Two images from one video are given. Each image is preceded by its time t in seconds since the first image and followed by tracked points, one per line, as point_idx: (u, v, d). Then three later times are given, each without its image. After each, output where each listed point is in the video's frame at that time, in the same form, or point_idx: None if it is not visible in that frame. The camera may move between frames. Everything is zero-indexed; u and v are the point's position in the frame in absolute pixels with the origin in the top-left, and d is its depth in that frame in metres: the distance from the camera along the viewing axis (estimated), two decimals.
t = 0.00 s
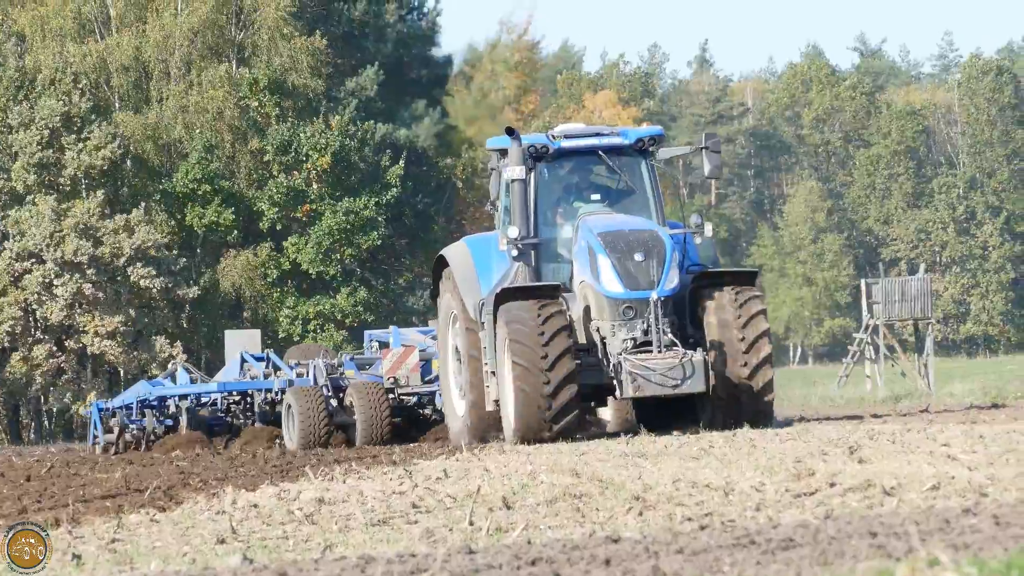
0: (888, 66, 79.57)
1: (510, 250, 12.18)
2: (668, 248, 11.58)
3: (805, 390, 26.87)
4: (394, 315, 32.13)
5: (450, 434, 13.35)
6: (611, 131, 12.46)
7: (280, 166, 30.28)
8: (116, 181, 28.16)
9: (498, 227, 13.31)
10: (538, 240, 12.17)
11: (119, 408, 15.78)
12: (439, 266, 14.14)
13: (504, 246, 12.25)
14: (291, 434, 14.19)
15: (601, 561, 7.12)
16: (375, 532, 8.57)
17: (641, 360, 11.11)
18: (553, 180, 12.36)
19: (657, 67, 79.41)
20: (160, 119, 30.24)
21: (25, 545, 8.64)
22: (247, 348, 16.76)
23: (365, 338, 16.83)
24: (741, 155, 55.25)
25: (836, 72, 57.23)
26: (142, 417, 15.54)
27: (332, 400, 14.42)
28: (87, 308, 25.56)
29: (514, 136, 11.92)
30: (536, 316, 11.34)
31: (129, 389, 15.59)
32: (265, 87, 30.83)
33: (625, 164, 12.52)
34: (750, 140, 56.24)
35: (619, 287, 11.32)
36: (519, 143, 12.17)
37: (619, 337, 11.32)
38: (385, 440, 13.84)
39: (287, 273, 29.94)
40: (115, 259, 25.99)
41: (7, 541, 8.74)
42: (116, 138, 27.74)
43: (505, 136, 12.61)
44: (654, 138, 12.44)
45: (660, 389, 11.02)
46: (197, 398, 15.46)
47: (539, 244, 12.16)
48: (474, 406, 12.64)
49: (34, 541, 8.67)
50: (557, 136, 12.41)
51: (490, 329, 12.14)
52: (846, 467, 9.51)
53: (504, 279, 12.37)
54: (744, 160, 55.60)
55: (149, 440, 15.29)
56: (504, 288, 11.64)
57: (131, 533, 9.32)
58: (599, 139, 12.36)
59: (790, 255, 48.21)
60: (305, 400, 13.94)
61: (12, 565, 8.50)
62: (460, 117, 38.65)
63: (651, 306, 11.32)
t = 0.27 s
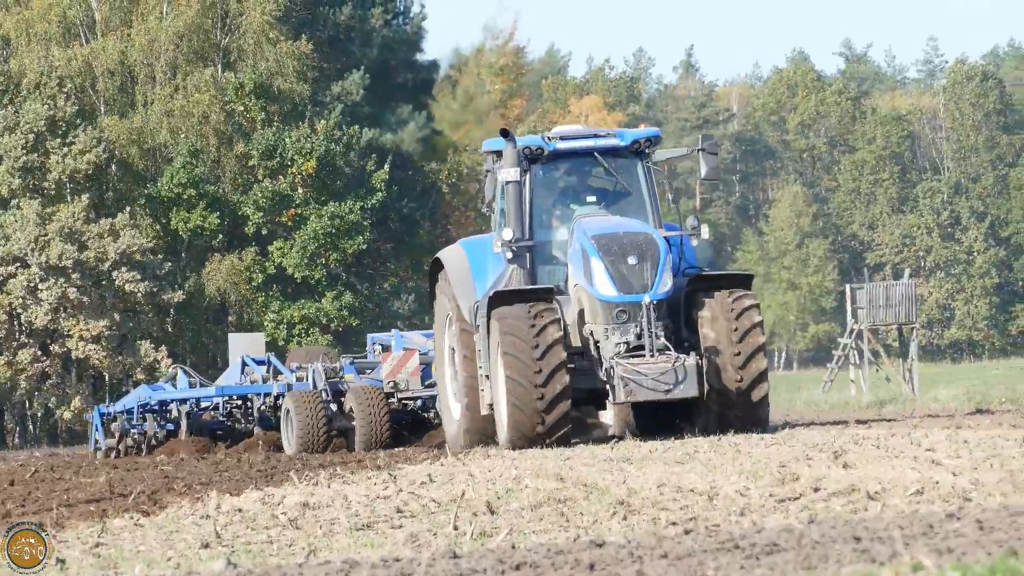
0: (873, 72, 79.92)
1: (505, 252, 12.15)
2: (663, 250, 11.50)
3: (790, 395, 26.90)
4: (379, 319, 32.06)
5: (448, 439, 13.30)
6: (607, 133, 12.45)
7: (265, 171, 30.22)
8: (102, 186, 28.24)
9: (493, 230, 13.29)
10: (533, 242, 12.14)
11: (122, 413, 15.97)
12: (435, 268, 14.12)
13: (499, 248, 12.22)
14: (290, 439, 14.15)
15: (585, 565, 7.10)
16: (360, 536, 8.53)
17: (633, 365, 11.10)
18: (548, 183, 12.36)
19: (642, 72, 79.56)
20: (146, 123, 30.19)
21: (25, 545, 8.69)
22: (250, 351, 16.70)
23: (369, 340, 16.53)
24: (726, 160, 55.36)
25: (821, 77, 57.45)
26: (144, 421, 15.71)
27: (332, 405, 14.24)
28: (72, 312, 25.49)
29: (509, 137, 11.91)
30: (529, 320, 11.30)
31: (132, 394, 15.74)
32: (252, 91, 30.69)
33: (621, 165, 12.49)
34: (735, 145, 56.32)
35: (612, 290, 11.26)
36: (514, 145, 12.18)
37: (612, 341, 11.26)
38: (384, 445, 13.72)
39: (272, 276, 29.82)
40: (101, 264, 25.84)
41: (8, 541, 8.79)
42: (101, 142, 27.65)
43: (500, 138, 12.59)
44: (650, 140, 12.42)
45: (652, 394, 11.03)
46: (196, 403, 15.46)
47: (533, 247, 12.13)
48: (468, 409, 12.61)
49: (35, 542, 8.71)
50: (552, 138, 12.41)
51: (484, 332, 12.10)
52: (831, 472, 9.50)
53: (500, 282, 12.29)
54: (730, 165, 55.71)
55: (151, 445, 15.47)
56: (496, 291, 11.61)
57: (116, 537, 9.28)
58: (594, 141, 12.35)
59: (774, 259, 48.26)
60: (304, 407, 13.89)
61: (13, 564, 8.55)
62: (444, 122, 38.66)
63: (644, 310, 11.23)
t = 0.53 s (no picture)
0: (850, 77, 80.23)
1: (492, 254, 12.06)
2: (651, 253, 11.38)
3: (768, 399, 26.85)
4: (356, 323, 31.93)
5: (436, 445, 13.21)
6: (596, 134, 12.33)
7: (242, 174, 29.95)
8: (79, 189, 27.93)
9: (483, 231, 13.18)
10: (520, 245, 12.04)
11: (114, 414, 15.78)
12: (425, 270, 14.02)
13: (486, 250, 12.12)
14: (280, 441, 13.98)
15: (563, 569, 7.00)
16: (338, 540, 8.41)
17: (618, 368, 10.99)
18: (535, 184, 12.26)
19: (620, 76, 79.69)
20: (122, 126, 29.88)
21: (25, 545, 8.62)
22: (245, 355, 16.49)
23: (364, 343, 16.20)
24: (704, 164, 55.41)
25: (798, 81, 57.59)
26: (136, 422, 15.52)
27: (322, 407, 14.08)
28: (49, 315, 25.20)
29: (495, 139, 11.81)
30: (513, 323, 11.20)
31: (125, 395, 15.52)
32: (229, 95, 30.45)
33: (610, 167, 12.36)
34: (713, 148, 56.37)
35: (598, 293, 11.16)
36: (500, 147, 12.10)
37: (599, 345, 11.17)
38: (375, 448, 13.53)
39: (249, 280, 29.60)
40: (79, 267, 25.62)
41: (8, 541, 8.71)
42: (78, 145, 27.49)
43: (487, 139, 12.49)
44: (639, 141, 12.30)
45: (637, 398, 10.89)
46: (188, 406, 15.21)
47: (521, 249, 12.03)
48: (456, 413, 12.50)
49: (34, 542, 8.64)
50: (541, 139, 12.32)
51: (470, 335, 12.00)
52: (809, 476, 9.43)
53: (486, 283, 12.18)
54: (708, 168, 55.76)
55: (143, 447, 15.23)
56: (481, 294, 11.50)
57: (93, 541, 9.16)
58: (582, 142, 12.24)
59: (752, 262, 48.30)
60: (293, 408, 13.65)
61: (13, 565, 8.49)
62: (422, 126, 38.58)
63: (630, 313, 11.15)
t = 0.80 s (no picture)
0: (834, 78, 80.47)
1: (485, 253, 11.96)
2: (642, 253, 11.29)
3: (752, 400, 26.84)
4: (339, 325, 31.80)
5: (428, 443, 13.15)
6: (590, 132, 12.22)
7: (226, 175, 29.67)
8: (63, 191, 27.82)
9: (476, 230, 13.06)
10: (514, 244, 11.93)
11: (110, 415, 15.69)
12: (419, 269, 13.92)
13: (479, 249, 12.02)
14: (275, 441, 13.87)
15: (546, 570, 6.95)
16: (320, 541, 8.35)
17: (608, 369, 10.92)
18: (529, 183, 12.14)
19: (604, 78, 79.76)
20: (106, 128, 29.68)
21: (25, 546, 8.48)
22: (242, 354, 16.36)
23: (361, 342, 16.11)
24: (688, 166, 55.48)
25: (782, 83, 57.69)
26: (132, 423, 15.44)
27: (317, 408, 13.94)
28: (33, 317, 25.20)
29: (488, 137, 11.71)
30: (504, 324, 11.10)
31: (120, 396, 15.41)
32: (212, 96, 30.28)
33: (605, 166, 12.24)
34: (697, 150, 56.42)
35: (590, 293, 11.08)
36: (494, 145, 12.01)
37: (589, 345, 11.10)
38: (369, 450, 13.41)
39: (233, 281, 29.46)
40: (62, 269, 25.49)
41: (8, 540, 8.56)
42: (63, 146, 27.38)
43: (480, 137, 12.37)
44: (634, 140, 12.17)
45: (628, 399, 10.84)
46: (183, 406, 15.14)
47: (514, 248, 11.93)
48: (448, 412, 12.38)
49: (34, 542, 8.51)
50: (535, 138, 12.22)
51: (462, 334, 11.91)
52: (792, 477, 9.40)
53: (479, 282, 12.05)
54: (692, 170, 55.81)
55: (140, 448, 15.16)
56: (472, 293, 11.37)
57: (77, 542, 9.11)
58: (576, 141, 12.13)
59: (736, 264, 48.37)
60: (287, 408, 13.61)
61: (13, 566, 8.36)
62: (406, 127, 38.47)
63: (621, 313, 11.06)
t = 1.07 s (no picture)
0: (824, 80, 80.63)
1: (481, 256, 11.63)
2: (641, 254, 11.04)
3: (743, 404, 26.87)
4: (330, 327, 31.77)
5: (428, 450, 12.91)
6: (588, 133, 11.90)
7: (215, 178, 29.62)
8: (52, 192, 27.80)
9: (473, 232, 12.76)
10: (511, 246, 11.61)
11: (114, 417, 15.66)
12: (417, 271, 13.66)
13: (476, 251, 11.69)
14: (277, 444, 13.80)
15: (536, 572, 6.94)
16: (311, 544, 8.30)
17: (604, 371, 10.61)
18: (526, 185, 11.81)
19: (594, 81, 79.83)
20: (96, 130, 29.50)
21: (26, 545, 8.46)
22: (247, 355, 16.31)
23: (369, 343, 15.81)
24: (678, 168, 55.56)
25: (772, 85, 57.80)
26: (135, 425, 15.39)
27: (320, 410, 13.97)
28: (23, 319, 24.97)
29: (484, 139, 11.35)
30: (500, 326, 10.84)
31: (124, 398, 15.35)
32: (201, 98, 30.37)
33: (603, 166, 11.91)
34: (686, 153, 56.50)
35: (586, 296, 10.83)
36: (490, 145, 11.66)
37: (586, 348, 10.86)
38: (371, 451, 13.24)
39: (223, 284, 29.34)
40: (52, 271, 25.43)
41: (9, 540, 8.54)
42: (53, 149, 27.58)
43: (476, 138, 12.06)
44: (632, 140, 11.85)
45: (625, 401, 10.50)
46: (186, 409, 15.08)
47: (511, 251, 11.59)
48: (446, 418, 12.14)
49: (34, 542, 8.49)
50: (532, 139, 11.88)
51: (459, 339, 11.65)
52: (783, 480, 9.37)
53: (476, 286, 11.73)
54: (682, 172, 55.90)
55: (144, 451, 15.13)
56: (468, 296, 11.10)
57: (66, 545, 9.05)
58: (574, 142, 11.80)
59: (726, 267, 48.46)
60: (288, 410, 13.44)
61: (13, 566, 8.34)
62: (395, 130, 38.44)
63: (618, 315, 10.83)
